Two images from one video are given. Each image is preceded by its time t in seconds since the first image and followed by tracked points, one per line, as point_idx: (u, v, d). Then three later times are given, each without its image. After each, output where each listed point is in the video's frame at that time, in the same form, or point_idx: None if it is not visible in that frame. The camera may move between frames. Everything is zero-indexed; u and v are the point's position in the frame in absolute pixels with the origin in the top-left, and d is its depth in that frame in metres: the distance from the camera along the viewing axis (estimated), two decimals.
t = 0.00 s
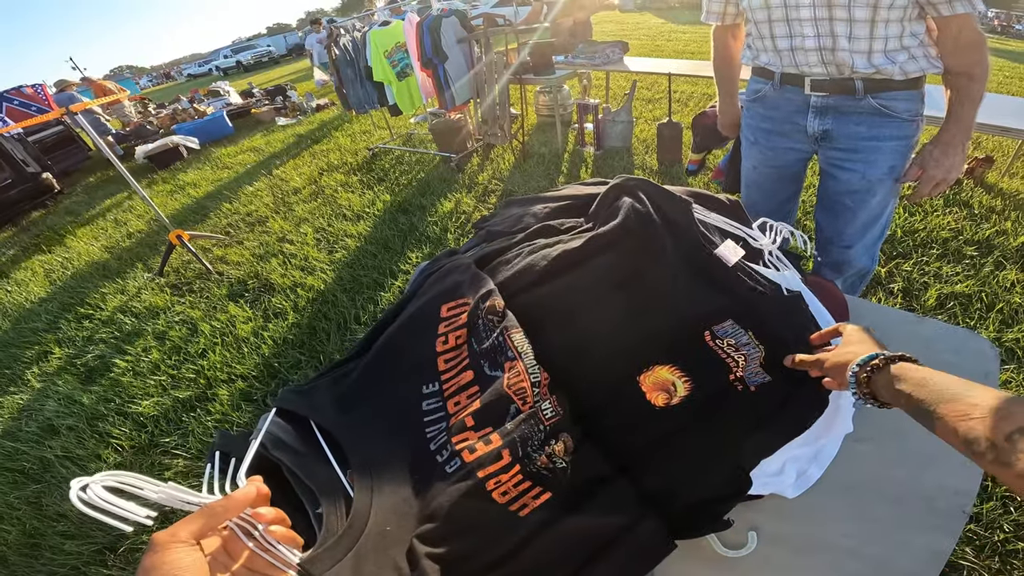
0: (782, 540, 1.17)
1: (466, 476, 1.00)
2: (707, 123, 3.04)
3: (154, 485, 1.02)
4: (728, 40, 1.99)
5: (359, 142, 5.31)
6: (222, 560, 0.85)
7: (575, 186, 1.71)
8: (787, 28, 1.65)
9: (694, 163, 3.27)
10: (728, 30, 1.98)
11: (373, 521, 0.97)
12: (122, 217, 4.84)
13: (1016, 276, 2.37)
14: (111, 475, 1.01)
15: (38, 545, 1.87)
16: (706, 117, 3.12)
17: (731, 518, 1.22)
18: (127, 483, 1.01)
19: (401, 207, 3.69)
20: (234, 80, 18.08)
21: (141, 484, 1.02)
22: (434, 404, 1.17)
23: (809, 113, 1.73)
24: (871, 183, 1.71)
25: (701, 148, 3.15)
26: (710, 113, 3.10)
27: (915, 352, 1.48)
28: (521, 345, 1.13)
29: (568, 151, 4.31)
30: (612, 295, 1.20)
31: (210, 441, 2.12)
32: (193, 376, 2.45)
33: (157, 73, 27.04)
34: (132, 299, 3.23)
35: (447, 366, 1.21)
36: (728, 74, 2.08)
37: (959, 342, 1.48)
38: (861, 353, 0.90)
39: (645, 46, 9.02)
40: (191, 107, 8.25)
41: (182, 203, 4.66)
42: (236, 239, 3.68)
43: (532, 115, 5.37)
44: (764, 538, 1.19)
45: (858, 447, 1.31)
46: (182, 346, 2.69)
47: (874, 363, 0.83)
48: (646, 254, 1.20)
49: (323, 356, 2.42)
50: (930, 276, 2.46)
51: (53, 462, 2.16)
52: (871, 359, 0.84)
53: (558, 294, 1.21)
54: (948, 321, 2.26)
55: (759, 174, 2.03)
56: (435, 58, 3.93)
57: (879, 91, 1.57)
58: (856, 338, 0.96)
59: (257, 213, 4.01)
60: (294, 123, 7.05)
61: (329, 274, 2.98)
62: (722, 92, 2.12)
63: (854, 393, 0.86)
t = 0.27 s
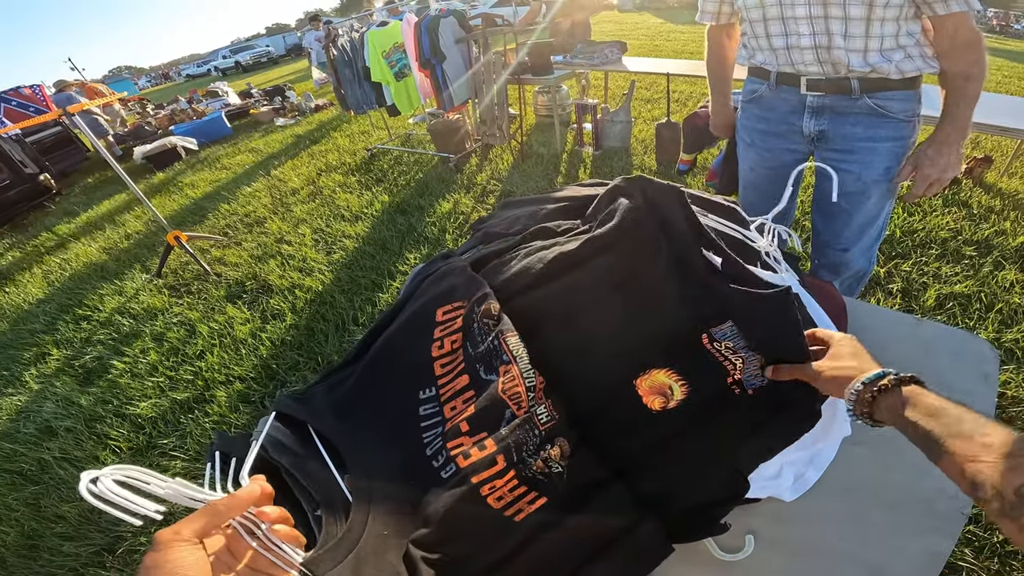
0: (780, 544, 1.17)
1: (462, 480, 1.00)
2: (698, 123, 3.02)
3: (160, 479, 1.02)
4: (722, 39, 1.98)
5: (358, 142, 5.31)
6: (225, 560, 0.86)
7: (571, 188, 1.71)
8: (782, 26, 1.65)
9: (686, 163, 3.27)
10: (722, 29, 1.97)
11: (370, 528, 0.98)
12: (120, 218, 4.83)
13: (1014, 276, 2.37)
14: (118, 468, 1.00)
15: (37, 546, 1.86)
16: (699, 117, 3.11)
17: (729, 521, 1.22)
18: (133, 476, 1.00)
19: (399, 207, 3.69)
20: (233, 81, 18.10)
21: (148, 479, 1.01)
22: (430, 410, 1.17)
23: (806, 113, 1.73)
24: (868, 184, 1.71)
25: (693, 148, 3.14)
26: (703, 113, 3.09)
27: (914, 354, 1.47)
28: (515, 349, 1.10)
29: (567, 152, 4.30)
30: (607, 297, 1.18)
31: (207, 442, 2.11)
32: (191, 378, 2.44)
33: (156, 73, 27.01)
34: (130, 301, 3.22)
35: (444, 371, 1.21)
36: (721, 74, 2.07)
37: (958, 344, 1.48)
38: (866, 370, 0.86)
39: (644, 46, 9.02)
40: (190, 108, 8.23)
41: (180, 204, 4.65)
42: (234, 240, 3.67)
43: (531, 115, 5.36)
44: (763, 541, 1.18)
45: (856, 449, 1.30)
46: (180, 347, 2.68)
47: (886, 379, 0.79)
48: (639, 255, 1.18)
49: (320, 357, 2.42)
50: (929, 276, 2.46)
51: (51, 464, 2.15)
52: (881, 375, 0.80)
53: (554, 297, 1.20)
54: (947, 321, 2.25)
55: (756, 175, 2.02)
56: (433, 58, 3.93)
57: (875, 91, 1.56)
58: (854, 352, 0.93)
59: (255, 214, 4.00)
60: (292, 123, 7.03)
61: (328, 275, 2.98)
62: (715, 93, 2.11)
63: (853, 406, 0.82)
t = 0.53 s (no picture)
0: (778, 548, 1.16)
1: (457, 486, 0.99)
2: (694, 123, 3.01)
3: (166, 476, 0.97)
4: (718, 38, 1.97)
5: (357, 142, 5.30)
6: (233, 561, 0.88)
7: (569, 189, 1.70)
8: (780, 26, 1.64)
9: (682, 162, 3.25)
10: (719, 28, 1.96)
11: (366, 535, 0.97)
12: (118, 219, 4.82)
13: (1015, 277, 2.36)
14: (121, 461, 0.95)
15: (34, 548, 1.85)
16: (694, 117, 3.11)
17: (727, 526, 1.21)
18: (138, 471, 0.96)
19: (398, 208, 3.68)
20: (232, 81, 18.10)
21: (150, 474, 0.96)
22: (426, 416, 1.15)
23: (805, 113, 1.72)
24: (868, 184, 1.69)
25: (688, 148, 3.13)
26: (700, 113, 3.09)
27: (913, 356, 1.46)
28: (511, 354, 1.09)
29: (566, 152, 4.30)
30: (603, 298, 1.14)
31: (204, 444, 2.10)
32: (189, 379, 2.43)
33: (156, 73, 27.01)
34: (128, 302, 3.21)
35: (440, 377, 1.19)
36: (718, 74, 2.06)
37: (959, 346, 1.46)
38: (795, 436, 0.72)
39: (643, 46, 9.01)
40: (188, 108, 8.22)
41: (178, 204, 4.64)
42: (232, 241, 3.66)
43: (530, 115, 5.35)
44: (762, 545, 1.18)
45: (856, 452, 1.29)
46: (177, 348, 2.66)
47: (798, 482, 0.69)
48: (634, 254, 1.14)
49: (318, 359, 2.41)
50: (929, 277, 2.45)
51: (48, 466, 2.14)
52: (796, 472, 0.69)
53: (551, 298, 1.18)
54: (948, 321, 2.24)
55: (755, 175, 2.01)
56: (431, 58, 3.92)
57: (875, 91, 1.55)
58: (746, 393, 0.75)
59: (253, 214, 3.99)
60: (291, 124, 7.02)
61: (326, 276, 2.97)
62: (711, 93, 2.10)
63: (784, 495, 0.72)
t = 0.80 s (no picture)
0: (779, 550, 1.16)
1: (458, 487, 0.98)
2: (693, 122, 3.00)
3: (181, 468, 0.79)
4: (717, 38, 1.96)
5: (357, 142, 5.30)
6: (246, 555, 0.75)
7: (569, 189, 1.69)
8: (781, 25, 1.63)
9: (680, 161, 3.24)
10: (719, 28, 1.95)
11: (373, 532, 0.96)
12: (118, 219, 4.82)
13: (1016, 276, 2.35)
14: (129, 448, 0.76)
15: (33, 549, 1.84)
16: (691, 117, 3.10)
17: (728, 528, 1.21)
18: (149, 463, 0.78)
19: (397, 208, 3.67)
20: (233, 81, 18.13)
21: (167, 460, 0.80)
22: (426, 418, 1.14)
23: (805, 112, 1.71)
24: (867, 183, 1.69)
25: (688, 147, 3.12)
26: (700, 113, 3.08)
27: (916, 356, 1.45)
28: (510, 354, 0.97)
29: (566, 151, 4.29)
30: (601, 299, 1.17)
31: (204, 445, 2.09)
32: (188, 380, 2.42)
33: (156, 72, 26.98)
34: (127, 302, 3.21)
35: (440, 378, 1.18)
36: (718, 74, 2.05)
37: (961, 347, 1.45)
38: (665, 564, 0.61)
39: (643, 45, 9.01)
40: (188, 108, 8.22)
41: (178, 204, 4.64)
42: (231, 241, 3.66)
43: (529, 115, 5.35)
44: (763, 548, 1.17)
45: (858, 454, 1.28)
46: (177, 349, 2.66)
47: None
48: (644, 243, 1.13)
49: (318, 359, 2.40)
50: (930, 277, 2.44)
51: (47, 466, 2.13)
52: None
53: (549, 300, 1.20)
54: (949, 321, 2.24)
55: (756, 175, 2.00)
56: (431, 58, 3.92)
57: (875, 90, 1.55)
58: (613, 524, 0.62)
59: (253, 214, 3.98)
60: (290, 123, 7.02)
61: (325, 276, 2.96)
62: (710, 93, 2.09)
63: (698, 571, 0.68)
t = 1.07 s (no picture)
0: (782, 551, 1.16)
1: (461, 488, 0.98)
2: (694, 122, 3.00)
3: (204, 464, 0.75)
4: (719, 37, 1.96)
5: (357, 142, 5.30)
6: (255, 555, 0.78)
7: (570, 189, 1.69)
8: (782, 25, 1.63)
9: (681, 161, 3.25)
10: (720, 27, 1.95)
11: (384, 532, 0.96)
12: (118, 219, 4.81)
13: (1018, 276, 2.35)
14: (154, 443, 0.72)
15: (34, 549, 1.84)
16: (691, 116, 3.09)
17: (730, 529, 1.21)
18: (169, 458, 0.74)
19: (398, 208, 3.67)
20: (233, 81, 18.15)
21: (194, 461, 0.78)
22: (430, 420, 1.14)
23: (806, 112, 1.71)
24: (867, 183, 1.68)
25: (688, 147, 3.12)
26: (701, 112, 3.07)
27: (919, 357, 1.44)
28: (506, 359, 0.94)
29: (567, 151, 4.29)
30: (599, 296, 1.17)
31: (204, 446, 2.09)
32: (188, 380, 2.42)
33: (156, 72, 26.98)
34: (128, 302, 3.20)
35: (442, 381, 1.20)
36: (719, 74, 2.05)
37: (964, 348, 1.45)
38: None
39: (644, 45, 9.01)
40: (188, 108, 8.21)
41: (178, 204, 4.64)
42: (232, 241, 3.65)
43: (530, 115, 5.34)
44: (765, 549, 1.17)
45: (861, 455, 1.28)
46: (177, 349, 2.65)
47: None
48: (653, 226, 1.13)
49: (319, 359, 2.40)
50: (932, 277, 2.43)
51: (47, 466, 2.12)
52: None
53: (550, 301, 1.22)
54: (951, 322, 2.23)
55: (757, 174, 2.00)
56: (431, 58, 3.91)
57: (876, 90, 1.54)
58: None
59: (253, 215, 3.98)
60: (291, 123, 7.01)
61: (326, 276, 2.96)
62: (711, 92, 2.09)
63: None
